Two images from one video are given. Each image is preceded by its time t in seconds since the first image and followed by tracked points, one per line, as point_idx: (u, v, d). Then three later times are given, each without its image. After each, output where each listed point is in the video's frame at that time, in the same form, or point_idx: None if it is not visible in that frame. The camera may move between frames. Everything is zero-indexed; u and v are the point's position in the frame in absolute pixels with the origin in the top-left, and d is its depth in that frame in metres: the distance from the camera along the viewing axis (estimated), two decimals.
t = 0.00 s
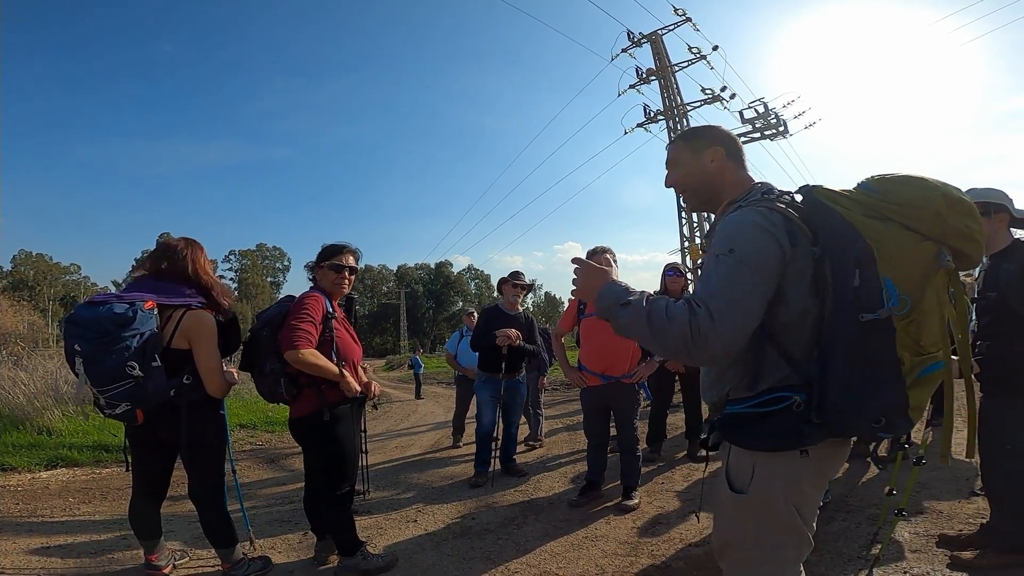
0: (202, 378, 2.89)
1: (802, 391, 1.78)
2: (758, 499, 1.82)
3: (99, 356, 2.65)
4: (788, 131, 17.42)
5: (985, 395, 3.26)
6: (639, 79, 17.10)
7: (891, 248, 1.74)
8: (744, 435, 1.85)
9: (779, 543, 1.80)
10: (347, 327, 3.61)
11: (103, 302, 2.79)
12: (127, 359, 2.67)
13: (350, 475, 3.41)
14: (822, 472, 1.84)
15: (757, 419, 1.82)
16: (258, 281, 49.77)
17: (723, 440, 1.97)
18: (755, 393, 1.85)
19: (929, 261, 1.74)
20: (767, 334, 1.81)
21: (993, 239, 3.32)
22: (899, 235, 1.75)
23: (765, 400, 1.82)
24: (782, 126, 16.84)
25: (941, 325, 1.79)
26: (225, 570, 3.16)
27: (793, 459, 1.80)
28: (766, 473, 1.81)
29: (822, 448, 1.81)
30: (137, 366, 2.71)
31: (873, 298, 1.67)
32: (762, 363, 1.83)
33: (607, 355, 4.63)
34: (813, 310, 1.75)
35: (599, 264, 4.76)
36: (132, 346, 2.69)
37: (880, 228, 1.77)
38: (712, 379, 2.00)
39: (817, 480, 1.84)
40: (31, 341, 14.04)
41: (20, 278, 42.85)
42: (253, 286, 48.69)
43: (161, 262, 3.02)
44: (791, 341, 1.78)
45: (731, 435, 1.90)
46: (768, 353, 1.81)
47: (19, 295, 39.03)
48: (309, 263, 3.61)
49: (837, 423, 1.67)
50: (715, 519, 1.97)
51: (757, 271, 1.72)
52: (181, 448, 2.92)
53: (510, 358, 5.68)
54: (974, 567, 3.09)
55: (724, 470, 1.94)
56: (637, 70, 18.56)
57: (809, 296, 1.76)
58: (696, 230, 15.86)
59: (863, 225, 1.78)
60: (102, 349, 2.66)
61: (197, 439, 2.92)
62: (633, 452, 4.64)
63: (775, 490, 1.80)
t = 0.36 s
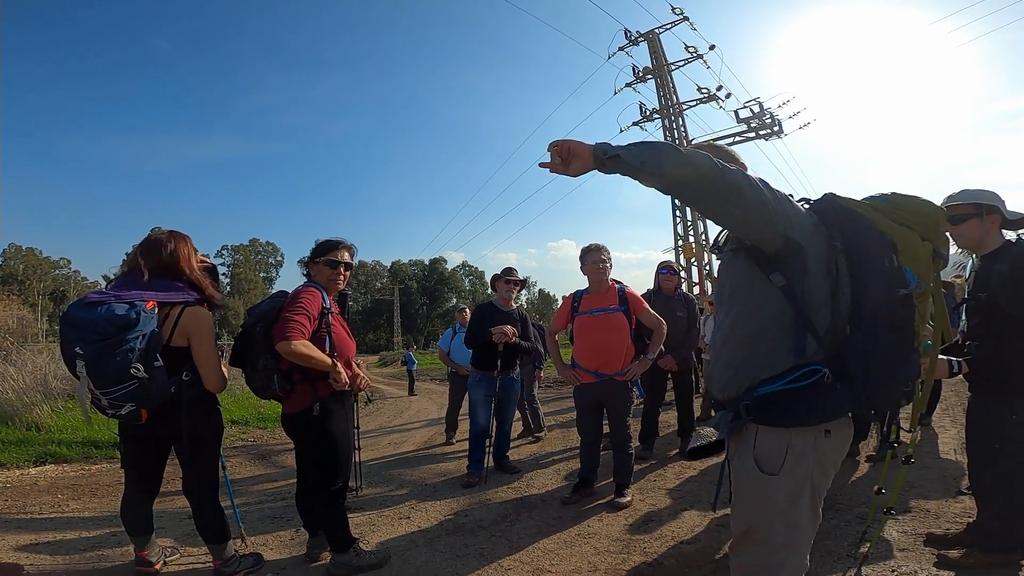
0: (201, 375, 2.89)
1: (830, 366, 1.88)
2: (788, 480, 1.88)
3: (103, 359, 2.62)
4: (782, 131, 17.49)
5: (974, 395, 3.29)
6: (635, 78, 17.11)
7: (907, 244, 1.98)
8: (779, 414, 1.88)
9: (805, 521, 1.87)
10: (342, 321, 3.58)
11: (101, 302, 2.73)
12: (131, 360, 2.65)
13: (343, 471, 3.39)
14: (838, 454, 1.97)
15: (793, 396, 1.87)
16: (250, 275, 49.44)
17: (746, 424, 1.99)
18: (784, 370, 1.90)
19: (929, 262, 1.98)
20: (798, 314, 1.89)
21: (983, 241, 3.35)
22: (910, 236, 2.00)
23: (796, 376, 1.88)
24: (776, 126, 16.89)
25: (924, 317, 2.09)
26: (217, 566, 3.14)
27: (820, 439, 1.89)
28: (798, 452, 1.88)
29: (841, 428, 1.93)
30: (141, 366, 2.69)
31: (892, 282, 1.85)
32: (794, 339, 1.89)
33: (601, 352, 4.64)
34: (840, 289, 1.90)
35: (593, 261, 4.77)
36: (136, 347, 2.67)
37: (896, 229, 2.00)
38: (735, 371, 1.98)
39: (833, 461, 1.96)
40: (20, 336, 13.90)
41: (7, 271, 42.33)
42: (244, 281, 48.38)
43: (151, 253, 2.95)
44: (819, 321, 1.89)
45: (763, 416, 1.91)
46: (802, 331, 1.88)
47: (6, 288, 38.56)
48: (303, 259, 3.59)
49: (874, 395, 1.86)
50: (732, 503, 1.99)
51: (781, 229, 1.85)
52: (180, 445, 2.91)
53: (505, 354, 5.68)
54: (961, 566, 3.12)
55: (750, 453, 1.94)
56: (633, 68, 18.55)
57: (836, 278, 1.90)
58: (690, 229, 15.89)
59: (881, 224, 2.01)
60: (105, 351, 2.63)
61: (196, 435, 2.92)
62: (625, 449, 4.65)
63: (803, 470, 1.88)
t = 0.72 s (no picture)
0: (182, 371, 2.85)
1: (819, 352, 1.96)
2: (783, 464, 1.94)
3: (87, 358, 2.56)
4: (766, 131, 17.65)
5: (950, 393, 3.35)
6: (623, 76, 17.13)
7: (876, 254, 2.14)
8: (779, 398, 1.91)
9: (790, 505, 1.96)
10: (325, 317, 3.55)
11: (83, 299, 2.65)
12: (116, 359, 2.61)
13: (328, 468, 3.36)
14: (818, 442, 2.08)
15: (793, 380, 1.90)
16: (231, 269, 48.76)
17: (741, 407, 2.00)
18: (783, 355, 1.94)
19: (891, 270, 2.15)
20: (796, 306, 1.92)
21: (962, 240, 3.42)
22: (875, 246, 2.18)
23: (793, 359, 1.92)
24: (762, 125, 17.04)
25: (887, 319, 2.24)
26: (198, 565, 3.07)
27: (809, 426, 1.98)
28: (793, 438, 1.95)
29: (824, 417, 2.04)
30: (126, 365, 2.65)
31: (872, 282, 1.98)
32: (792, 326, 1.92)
33: (586, 348, 4.65)
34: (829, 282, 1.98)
35: (578, 258, 4.78)
36: (121, 346, 2.62)
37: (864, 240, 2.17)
38: (725, 362, 2.02)
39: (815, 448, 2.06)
40: None
41: None
42: (226, 275, 47.65)
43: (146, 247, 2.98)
44: (811, 313, 1.94)
45: (764, 398, 1.93)
46: (797, 321, 1.92)
47: None
48: (286, 255, 3.55)
49: (857, 385, 1.94)
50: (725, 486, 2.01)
51: (791, 216, 1.88)
52: (162, 443, 2.86)
53: (491, 351, 5.67)
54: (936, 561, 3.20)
55: (748, 438, 1.97)
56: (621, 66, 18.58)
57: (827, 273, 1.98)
58: (675, 227, 16.01)
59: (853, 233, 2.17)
60: (89, 350, 2.57)
61: (178, 430, 2.88)
62: (610, 445, 4.68)
63: (794, 456, 1.96)
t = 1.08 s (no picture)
0: (170, 368, 2.81)
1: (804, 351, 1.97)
2: (768, 461, 1.95)
3: (77, 354, 2.53)
4: (758, 134, 17.77)
5: (936, 394, 3.39)
6: (616, 78, 17.18)
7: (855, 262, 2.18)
8: (765, 395, 1.93)
9: (776, 500, 1.97)
10: (314, 316, 3.53)
11: (71, 295, 2.62)
12: (106, 355, 2.58)
13: (320, 468, 3.34)
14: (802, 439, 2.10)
15: (777, 379, 1.92)
16: (220, 268, 48.36)
17: (727, 405, 2.02)
18: (769, 352, 1.96)
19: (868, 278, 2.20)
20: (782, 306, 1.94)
21: (951, 241, 3.46)
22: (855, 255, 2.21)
23: (776, 357, 1.94)
24: (753, 129, 17.16)
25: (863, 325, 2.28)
26: (187, 565, 3.04)
27: (793, 423, 2.00)
28: (779, 435, 1.96)
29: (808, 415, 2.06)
30: (116, 361, 2.62)
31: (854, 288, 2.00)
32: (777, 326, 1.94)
33: (577, 348, 4.66)
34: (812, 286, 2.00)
35: (571, 259, 4.79)
36: (111, 342, 2.59)
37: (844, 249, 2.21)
38: (713, 360, 2.03)
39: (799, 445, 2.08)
40: None
41: None
42: (215, 275, 47.24)
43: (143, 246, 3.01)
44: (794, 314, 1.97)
45: (750, 397, 1.95)
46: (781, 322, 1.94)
47: None
48: (275, 254, 3.52)
49: (836, 386, 1.96)
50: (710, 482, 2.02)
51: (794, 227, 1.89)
52: (151, 442, 2.83)
53: (485, 352, 5.67)
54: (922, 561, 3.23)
55: (735, 435, 1.98)
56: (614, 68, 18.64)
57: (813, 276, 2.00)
58: (668, 228, 16.09)
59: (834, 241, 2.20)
60: (79, 346, 2.53)
61: (168, 428, 2.85)
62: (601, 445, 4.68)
63: (780, 452, 1.97)
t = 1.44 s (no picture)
0: (178, 366, 2.84)
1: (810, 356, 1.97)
2: (778, 463, 1.95)
3: (86, 349, 2.54)
4: (763, 134, 17.70)
5: (942, 396, 3.38)
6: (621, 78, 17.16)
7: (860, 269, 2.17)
8: (774, 400, 1.93)
9: (785, 501, 1.97)
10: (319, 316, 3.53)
11: (81, 291, 2.65)
12: (115, 350, 2.59)
13: (326, 468, 3.35)
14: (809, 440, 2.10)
15: (786, 384, 1.92)
16: (224, 267, 48.50)
17: (736, 408, 2.02)
18: (779, 358, 1.95)
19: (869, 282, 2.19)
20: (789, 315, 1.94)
21: (958, 243, 3.45)
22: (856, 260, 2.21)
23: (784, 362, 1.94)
24: (759, 129, 17.11)
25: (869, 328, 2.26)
26: (192, 564, 3.05)
27: (801, 426, 2.00)
28: (788, 437, 1.96)
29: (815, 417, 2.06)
30: (124, 357, 2.63)
31: (854, 291, 2.01)
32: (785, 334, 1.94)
33: (581, 349, 4.67)
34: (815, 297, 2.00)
35: (575, 259, 4.79)
36: (120, 337, 2.61)
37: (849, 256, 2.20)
38: (721, 364, 2.03)
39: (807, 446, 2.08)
40: None
41: None
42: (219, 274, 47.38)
43: (151, 253, 3.05)
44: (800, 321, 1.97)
45: (758, 402, 1.95)
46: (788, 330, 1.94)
47: None
48: (280, 254, 3.54)
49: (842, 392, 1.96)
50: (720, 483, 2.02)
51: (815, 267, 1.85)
52: (158, 440, 2.85)
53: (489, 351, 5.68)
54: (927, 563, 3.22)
55: (745, 437, 1.98)
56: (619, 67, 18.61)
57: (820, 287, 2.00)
58: (672, 229, 16.06)
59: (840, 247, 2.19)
60: (88, 341, 2.55)
61: (176, 426, 2.87)
62: (605, 445, 4.67)
63: (788, 454, 1.97)
